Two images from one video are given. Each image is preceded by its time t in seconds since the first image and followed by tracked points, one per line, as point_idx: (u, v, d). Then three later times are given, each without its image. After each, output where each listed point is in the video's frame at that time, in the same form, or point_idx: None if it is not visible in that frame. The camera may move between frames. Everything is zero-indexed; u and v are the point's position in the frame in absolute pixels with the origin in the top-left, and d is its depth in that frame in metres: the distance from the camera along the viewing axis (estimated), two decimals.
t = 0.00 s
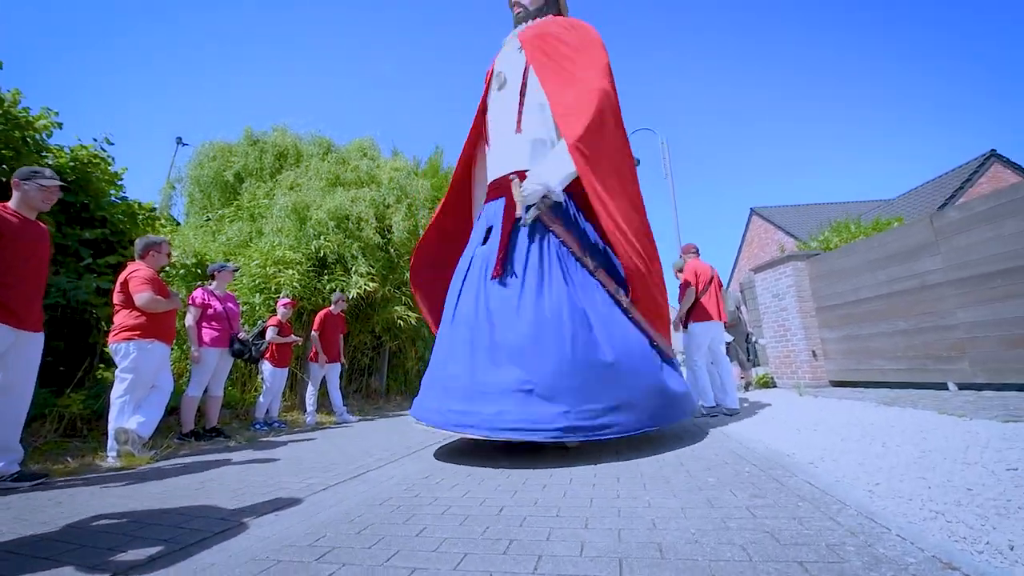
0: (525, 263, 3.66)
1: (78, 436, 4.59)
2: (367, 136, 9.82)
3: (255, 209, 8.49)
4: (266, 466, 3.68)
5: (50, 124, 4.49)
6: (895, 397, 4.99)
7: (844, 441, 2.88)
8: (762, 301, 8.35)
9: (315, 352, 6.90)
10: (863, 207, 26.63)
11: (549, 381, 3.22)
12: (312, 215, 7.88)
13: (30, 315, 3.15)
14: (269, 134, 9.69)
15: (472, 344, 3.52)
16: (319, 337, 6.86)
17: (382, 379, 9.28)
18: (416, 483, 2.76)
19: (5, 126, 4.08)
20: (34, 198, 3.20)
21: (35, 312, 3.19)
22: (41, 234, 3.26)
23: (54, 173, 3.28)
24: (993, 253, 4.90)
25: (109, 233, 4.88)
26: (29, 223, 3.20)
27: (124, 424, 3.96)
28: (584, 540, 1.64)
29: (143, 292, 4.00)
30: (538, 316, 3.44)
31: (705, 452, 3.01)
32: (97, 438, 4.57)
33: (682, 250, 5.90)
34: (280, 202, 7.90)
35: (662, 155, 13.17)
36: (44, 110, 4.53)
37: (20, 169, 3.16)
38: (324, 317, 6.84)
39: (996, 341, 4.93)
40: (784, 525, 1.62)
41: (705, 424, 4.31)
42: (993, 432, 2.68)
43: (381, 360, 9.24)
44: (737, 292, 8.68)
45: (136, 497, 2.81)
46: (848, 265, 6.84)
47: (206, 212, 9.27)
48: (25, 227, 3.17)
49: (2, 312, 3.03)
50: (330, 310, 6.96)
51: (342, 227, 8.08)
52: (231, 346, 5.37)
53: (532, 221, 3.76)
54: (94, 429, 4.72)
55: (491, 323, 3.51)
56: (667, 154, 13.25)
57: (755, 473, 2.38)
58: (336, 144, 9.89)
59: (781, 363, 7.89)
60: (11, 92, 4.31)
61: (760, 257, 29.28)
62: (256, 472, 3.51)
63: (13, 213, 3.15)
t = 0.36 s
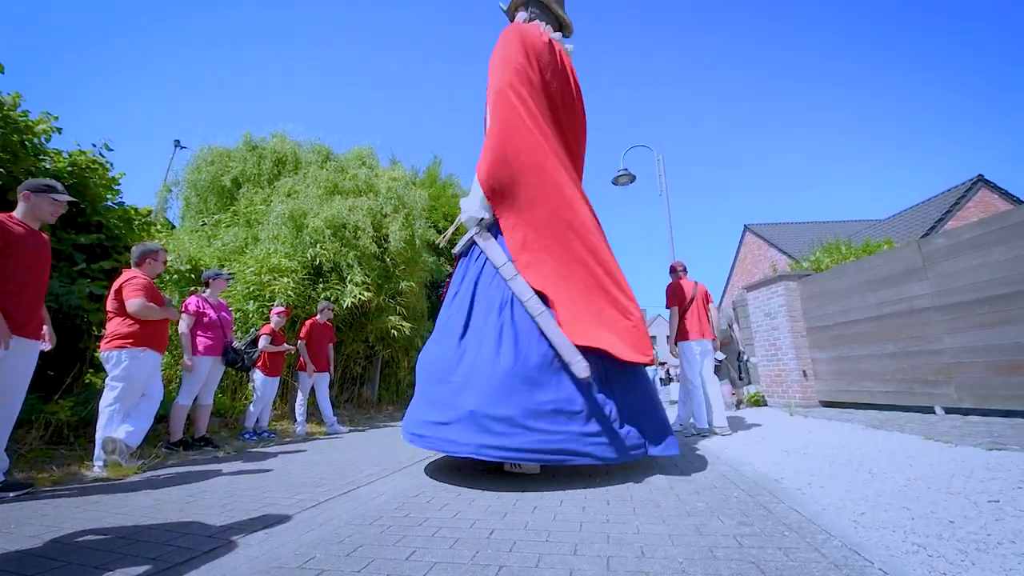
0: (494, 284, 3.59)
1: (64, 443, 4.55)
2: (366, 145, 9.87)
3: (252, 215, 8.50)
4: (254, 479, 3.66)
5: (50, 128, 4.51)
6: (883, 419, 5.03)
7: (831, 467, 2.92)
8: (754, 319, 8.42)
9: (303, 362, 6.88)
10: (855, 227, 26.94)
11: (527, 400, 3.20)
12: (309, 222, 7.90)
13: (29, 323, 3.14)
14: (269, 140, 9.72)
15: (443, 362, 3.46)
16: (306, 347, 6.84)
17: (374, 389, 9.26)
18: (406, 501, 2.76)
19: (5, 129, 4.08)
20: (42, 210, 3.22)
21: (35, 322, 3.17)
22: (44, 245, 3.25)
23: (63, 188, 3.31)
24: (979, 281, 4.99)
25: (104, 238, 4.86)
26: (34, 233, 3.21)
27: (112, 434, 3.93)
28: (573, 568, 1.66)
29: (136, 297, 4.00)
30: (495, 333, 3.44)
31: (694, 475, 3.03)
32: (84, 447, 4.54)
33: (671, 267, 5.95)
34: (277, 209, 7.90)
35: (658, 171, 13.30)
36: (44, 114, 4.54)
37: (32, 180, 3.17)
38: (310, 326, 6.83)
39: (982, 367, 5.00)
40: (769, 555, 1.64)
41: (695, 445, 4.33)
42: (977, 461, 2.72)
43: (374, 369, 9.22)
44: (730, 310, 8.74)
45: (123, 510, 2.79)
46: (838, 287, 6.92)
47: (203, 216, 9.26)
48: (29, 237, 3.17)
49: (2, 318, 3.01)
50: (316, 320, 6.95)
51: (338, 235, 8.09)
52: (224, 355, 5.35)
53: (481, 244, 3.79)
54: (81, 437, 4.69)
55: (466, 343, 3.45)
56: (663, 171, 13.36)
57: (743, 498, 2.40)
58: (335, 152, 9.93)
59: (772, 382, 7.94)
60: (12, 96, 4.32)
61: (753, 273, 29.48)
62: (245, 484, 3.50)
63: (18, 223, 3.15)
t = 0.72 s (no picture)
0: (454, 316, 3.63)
1: (54, 465, 4.49)
2: (367, 165, 9.95)
3: (252, 233, 8.52)
4: (247, 504, 3.60)
5: (55, 148, 4.53)
6: (884, 444, 4.99)
7: (833, 495, 2.87)
8: (753, 340, 8.40)
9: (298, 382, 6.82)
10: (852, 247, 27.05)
11: (510, 431, 3.03)
12: (309, 241, 7.92)
13: (30, 344, 3.10)
14: (271, 159, 9.78)
15: (424, 409, 3.39)
16: (301, 367, 6.79)
17: (371, 409, 9.17)
18: (401, 530, 2.71)
19: (10, 149, 4.09)
20: (55, 235, 3.26)
21: (36, 344, 3.15)
22: (50, 266, 3.26)
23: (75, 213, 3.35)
24: (976, 305, 5.00)
25: (104, 256, 4.85)
26: (40, 255, 3.21)
27: (104, 456, 3.86)
28: None
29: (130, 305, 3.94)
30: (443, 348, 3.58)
31: (694, 505, 2.98)
32: (74, 469, 4.47)
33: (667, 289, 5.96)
34: (278, 227, 7.90)
35: (657, 191, 13.37)
36: (50, 134, 4.57)
37: (44, 204, 3.20)
38: (304, 346, 6.80)
39: (981, 392, 4.98)
40: None
41: (694, 470, 4.28)
42: (979, 490, 2.69)
43: (371, 389, 9.15)
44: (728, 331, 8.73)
45: (112, 537, 2.74)
46: (836, 309, 6.92)
47: (203, 233, 9.27)
48: (36, 258, 3.18)
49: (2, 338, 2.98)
50: (311, 340, 6.93)
51: (338, 253, 8.09)
52: (220, 375, 5.30)
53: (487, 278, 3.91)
54: (71, 458, 4.63)
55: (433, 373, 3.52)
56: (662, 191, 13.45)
57: (745, 530, 2.36)
58: (336, 171, 10.00)
59: (772, 404, 7.89)
60: (19, 116, 4.35)
61: (751, 292, 29.52)
62: (237, 509, 3.44)
63: (25, 245, 3.16)
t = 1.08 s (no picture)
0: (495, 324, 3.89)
1: (52, 475, 4.45)
2: (372, 176, 10.01)
3: (256, 243, 8.55)
4: (245, 517, 3.56)
5: (65, 158, 4.56)
6: (891, 460, 4.92)
7: (840, 513, 2.82)
8: (757, 353, 8.34)
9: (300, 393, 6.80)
10: (855, 261, 27.00)
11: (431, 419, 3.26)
12: (312, 251, 7.93)
13: (31, 352, 3.09)
14: (277, 170, 9.84)
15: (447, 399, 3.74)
16: (303, 377, 6.77)
17: (371, 421, 9.11)
18: (401, 546, 2.66)
19: (20, 159, 4.11)
20: (64, 244, 3.26)
21: (39, 354, 3.12)
22: (58, 276, 3.25)
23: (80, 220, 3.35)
24: (981, 318, 4.95)
25: (109, 266, 4.86)
26: (49, 265, 3.21)
27: (103, 467, 3.81)
28: None
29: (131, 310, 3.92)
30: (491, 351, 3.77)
31: (699, 522, 2.93)
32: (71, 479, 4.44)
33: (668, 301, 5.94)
34: (282, 238, 7.92)
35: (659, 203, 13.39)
36: (60, 145, 4.61)
37: (56, 215, 3.21)
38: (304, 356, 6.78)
39: (989, 407, 4.91)
40: None
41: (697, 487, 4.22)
42: (990, 509, 2.63)
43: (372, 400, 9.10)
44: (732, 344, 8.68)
45: (107, 550, 2.70)
46: (840, 322, 6.87)
47: (208, 243, 9.30)
48: (44, 268, 3.18)
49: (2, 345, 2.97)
50: (313, 350, 6.92)
51: (341, 264, 8.11)
52: (221, 386, 5.28)
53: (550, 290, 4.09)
54: (70, 468, 4.60)
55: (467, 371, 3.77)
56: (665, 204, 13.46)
57: (751, 549, 2.30)
58: (341, 183, 10.05)
59: (777, 418, 7.81)
60: (29, 127, 4.39)
61: (754, 305, 29.40)
62: (235, 523, 3.39)
63: (34, 255, 3.15)
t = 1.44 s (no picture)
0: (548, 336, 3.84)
1: (50, 484, 4.43)
2: (374, 187, 10.05)
3: (258, 253, 8.57)
4: (243, 528, 3.53)
5: (71, 169, 4.59)
6: (895, 472, 4.86)
7: (845, 525, 2.78)
8: (759, 364, 8.31)
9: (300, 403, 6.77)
10: (857, 271, 26.96)
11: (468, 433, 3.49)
12: (314, 261, 7.94)
13: (36, 362, 3.08)
14: (279, 181, 9.89)
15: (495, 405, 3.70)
16: (303, 387, 6.75)
17: (371, 431, 9.06)
18: (400, 558, 2.63)
19: (26, 169, 4.14)
20: (69, 252, 3.27)
21: (42, 362, 3.11)
22: (62, 285, 3.26)
23: (84, 227, 3.37)
24: (984, 328, 4.93)
25: (112, 275, 4.86)
26: (53, 274, 3.21)
27: (101, 476, 3.80)
28: None
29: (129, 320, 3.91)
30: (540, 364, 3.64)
31: (701, 533, 2.90)
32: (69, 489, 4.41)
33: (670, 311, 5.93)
34: (284, 247, 7.94)
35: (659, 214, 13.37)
36: (66, 155, 4.64)
37: (62, 224, 3.23)
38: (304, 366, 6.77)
39: (994, 418, 4.87)
40: None
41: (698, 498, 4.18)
42: (997, 520, 2.60)
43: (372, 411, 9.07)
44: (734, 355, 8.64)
45: (104, 561, 2.67)
46: (842, 333, 6.85)
47: (210, 253, 9.31)
48: (49, 277, 3.18)
49: (7, 354, 2.97)
50: (314, 360, 6.90)
51: (343, 274, 8.12)
52: (221, 396, 5.26)
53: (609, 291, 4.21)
54: (67, 478, 4.58)
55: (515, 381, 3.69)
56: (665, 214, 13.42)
57: (754, 560, 2.27)
58: (343, 193, 10.10)
59: (780, 430, 7.75)
60: (36, 138, 4.42)
61: (756, 316, 29.32)
62: (233, 533, 3.37)
63: (39, 264, 3.16)
